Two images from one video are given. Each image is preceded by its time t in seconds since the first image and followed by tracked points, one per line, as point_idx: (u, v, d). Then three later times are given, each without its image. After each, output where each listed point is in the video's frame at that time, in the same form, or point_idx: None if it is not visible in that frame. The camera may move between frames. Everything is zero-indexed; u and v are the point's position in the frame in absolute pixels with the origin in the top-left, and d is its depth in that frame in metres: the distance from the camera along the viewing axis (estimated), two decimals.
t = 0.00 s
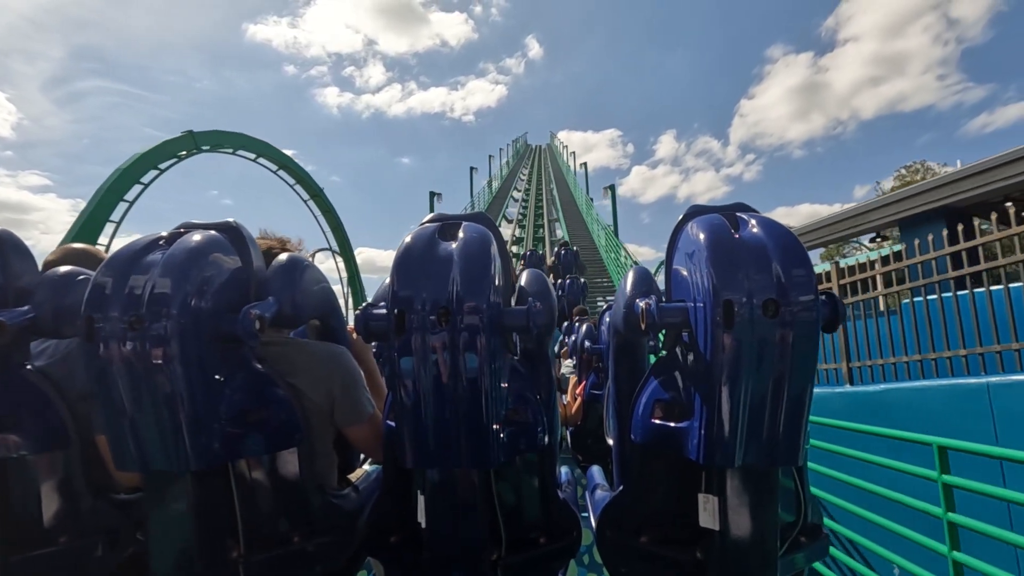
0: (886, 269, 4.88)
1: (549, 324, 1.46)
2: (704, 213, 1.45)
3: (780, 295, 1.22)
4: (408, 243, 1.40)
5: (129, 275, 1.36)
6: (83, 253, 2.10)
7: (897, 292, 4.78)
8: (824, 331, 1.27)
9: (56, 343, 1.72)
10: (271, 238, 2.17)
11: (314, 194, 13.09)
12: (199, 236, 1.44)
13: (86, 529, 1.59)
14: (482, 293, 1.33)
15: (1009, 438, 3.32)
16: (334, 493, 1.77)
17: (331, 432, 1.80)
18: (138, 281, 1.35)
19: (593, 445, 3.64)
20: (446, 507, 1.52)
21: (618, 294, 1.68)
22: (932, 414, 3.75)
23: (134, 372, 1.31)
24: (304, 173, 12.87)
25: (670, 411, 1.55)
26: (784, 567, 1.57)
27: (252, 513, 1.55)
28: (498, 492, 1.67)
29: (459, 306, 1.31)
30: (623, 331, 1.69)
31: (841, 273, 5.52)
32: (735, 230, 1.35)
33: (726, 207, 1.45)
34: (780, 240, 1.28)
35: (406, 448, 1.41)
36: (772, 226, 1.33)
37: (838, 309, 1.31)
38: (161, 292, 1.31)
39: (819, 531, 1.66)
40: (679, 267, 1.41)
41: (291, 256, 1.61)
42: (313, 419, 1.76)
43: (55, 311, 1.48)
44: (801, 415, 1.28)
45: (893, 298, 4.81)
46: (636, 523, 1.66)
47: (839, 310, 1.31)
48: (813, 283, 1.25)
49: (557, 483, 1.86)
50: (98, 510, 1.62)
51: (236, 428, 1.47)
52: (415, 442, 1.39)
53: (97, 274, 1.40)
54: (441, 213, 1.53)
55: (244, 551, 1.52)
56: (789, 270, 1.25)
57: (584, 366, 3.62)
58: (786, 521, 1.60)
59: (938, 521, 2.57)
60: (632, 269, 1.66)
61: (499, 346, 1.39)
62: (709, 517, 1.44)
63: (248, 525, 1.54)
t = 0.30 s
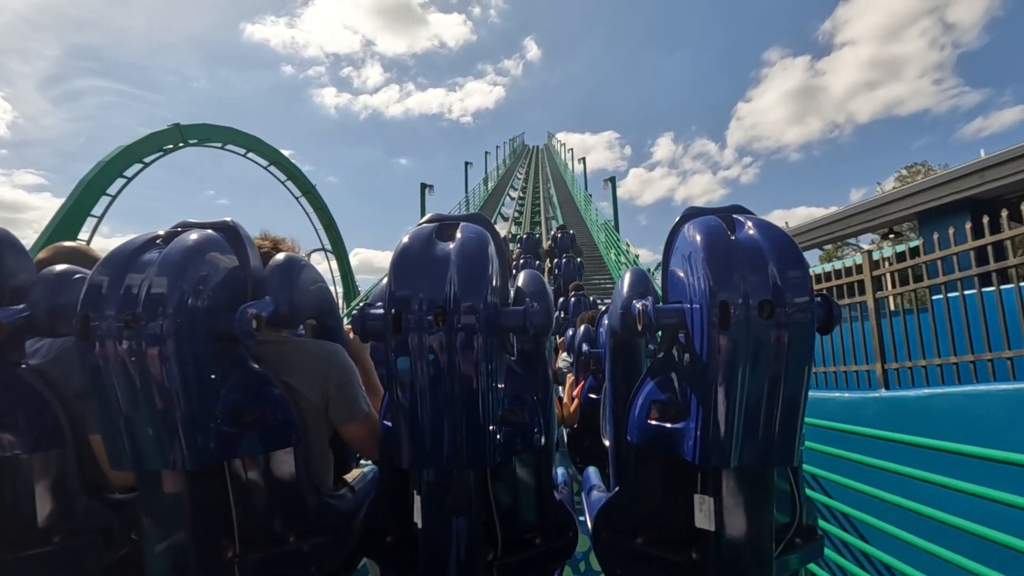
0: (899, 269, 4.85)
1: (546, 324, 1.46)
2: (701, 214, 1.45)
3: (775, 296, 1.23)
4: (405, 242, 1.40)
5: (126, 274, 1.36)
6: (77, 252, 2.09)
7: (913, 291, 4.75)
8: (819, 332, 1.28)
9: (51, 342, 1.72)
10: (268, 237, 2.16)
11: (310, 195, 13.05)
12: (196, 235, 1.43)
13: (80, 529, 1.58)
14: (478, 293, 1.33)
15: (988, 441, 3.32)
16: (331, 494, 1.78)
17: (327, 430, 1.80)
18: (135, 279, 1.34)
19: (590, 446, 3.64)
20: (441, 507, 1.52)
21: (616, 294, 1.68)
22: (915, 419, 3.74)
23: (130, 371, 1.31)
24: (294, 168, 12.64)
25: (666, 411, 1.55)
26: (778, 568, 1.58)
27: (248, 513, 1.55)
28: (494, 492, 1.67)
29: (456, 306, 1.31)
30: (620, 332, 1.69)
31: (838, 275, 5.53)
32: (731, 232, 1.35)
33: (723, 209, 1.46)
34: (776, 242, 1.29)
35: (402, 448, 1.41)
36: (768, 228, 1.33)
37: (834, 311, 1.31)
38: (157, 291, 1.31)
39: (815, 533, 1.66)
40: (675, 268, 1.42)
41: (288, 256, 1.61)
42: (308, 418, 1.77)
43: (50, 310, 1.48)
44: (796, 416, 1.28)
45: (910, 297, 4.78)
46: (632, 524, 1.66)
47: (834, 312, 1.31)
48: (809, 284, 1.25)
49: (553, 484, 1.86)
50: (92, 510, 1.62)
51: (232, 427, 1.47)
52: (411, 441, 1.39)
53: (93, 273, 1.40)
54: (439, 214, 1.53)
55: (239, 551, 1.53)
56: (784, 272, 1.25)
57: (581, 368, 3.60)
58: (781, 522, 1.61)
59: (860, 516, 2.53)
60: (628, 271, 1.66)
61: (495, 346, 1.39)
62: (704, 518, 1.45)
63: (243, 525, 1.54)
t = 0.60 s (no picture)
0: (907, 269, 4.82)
1: (544, 327, 1.47)
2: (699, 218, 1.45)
3: (773, 300, 1.23)
4: (404, 245, 1.40)
5: (125, 274, 1.36)
6: (74, 251, 2.09)
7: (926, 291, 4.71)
8: (816, 336, 1.29)
9: (47, 343, 1.71)
10: (266, 237, 2.15)
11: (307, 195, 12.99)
12: (195, 235, 1.43)
13: (77, 529, 1.58)
14: (478, 295, 1.34)
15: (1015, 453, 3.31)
16: (328, 495, 1.77)
17: (325, 431, 1.80)
18: (134, 279, 1.35)
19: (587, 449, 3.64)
20: (440, 508, 1.52)
21: (614, 296, 1.68)
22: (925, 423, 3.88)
23: (128, 372, 1.31)
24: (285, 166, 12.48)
25: (664, 413, 1.55)
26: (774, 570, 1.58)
27: (245, 512, 1.55)
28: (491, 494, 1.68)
29: (454, 307, 1.32)
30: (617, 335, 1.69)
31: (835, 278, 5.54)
32: (729, 235, 1.36)
33: (720, 212, 1.47)
34: (774, 246, 1.29)
35: (400, 449, 1.41)
36: (766, 232, 1.34)
37: (830, 315, 1.32)
38: (156, 292, 1.31)
39: (811, 535, 1.67)
40: (673, 271, 1.42)
41: (287, 256, 1.61)
42: (306, 418, 1.77)
43: (48, 310, 1.48)
44: (792, 419, 1.29)
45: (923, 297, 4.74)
46: (629, 526, 1.67)
47: (831, 316, 1.32)
48: (806, 288, 1.26)
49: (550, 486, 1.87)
50: (88, 511, 1.61)
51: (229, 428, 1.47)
52: (410, 443, 1.39)
53: (92, 273, 1.40)
54: (438, 216, 1.53)
55: (236, 552, 1.52)
56: (782, 276, 1.26)
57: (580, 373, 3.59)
58: (777, 524, 1.61)
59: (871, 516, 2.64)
60: (627, 274, 1.67)
61: (494, 348, 1.39)
62: (701, 520, 1.45)
63: (240, 526, 1.54)
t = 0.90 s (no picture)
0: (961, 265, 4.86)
1: (542, 331, 1.41)
2: (705, 217, 1.39)
3: (781, 304, 1.18)
4: (397, 244, 1.34)
5: (103, 274, 1.30)
6: (60, 248, 2.01)
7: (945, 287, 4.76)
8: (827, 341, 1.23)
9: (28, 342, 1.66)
10: (256, 234, 2.08)
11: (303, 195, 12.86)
12: (178, 233, 1.38)
13: (62, 536, 1.52)
14: (473, 298, 1.28)
15: None
16: (320, 498, 1.72)
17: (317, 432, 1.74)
18: (113, 279, 1.29)
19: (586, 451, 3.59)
20: (433, 515, 1.46)
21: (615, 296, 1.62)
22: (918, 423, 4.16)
23: (104, 376, 1.24)
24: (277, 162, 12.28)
25: (666, 420, 1.51)
26: None
27: (233, 515, 1.50)
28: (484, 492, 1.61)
29: (448, 310, 1.26)
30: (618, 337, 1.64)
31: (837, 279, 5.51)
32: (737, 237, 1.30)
33: (726, 211, 1.41)
34: (782, 248, 1.24)
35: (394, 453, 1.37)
36: (774, 233, 1.28)
37: (839, 321, 1.26)
38: (135, 293, 1.25)
39: (814, 540, 1.62)
40: (677, 273, 1.36)
41: (275, 255, 1.55)
42: (295, 420, 1.68)
43: (26, 310, 1.42)
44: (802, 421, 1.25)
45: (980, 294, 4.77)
46: (627, 530, 1.62)
47: (840, 321, 1.26)
48: (815, 291, 1.21)
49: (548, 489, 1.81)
50: (72, 515, 1.55)
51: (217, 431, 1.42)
52: (403, 448, 1.34)
53: (70, 271, 1.34)
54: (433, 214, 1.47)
55: (224, 560, 1.46)
56: (790, 279, 1.20)
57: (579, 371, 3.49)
58: (782, 526, 1.53)
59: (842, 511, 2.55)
60: (628, 273, 1.61)
61: (490, 353, 1.34)
62: (703, 531, 1.37)
63: (229, 532, 1.49)
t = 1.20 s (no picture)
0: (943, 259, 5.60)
1: (538, 343, 1.27)
2: (723, 213, 1.23)
3: (811, 316, 1.03)
4: (375, 246, 1.19)
5: (42, 276, 1.15)
6: (24, 241, 1.81)
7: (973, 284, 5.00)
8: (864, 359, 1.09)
9: None
10: (227, 221, 1.87)
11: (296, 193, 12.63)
12: (129, 232, 1.22)
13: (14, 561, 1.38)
14: (461, 305, 1.13)
15: None
16: (300, 509, 1.55)
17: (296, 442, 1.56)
18: (52, 282, 1.14)
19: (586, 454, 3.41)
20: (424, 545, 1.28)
21: (619, 295, 1.45)
22: (957, 429, 3.96)
23: (41, 392, 1.10)
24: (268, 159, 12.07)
25: (674, 438, 1.31)
26: None
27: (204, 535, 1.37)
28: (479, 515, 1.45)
29: (433, 321, 1.11)
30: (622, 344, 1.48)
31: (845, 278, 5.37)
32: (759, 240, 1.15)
33: (747, 207, 1.26)
34: (812, 252, 1.09)
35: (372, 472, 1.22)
36: (800, 234, 1.13)
37: (874, 332, 1.12)
38: (75, 300, 1.10)
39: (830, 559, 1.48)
40: (691, 279, 1.21)
41: (244, 252, 1.38)
42: (270, 431, 1.50)
43: None
44: (833, 438, 1.09)
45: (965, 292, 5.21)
46: (626, 547, 1.46)
47: (876, 334, 1.11)
48: (849, 299, 1.05)
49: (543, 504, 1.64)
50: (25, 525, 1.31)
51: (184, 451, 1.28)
52: (383, 472, 1.21)
53: (9, 267, 1.19)
54: (416, 210, 1.31)
55: None
56: (820, 286, 1.05)
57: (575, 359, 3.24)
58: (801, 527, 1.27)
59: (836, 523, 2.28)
60: (635, 272, 1.46)
61: (480, 368, 1.19)
62: (713, 562, 1.21)
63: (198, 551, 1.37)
